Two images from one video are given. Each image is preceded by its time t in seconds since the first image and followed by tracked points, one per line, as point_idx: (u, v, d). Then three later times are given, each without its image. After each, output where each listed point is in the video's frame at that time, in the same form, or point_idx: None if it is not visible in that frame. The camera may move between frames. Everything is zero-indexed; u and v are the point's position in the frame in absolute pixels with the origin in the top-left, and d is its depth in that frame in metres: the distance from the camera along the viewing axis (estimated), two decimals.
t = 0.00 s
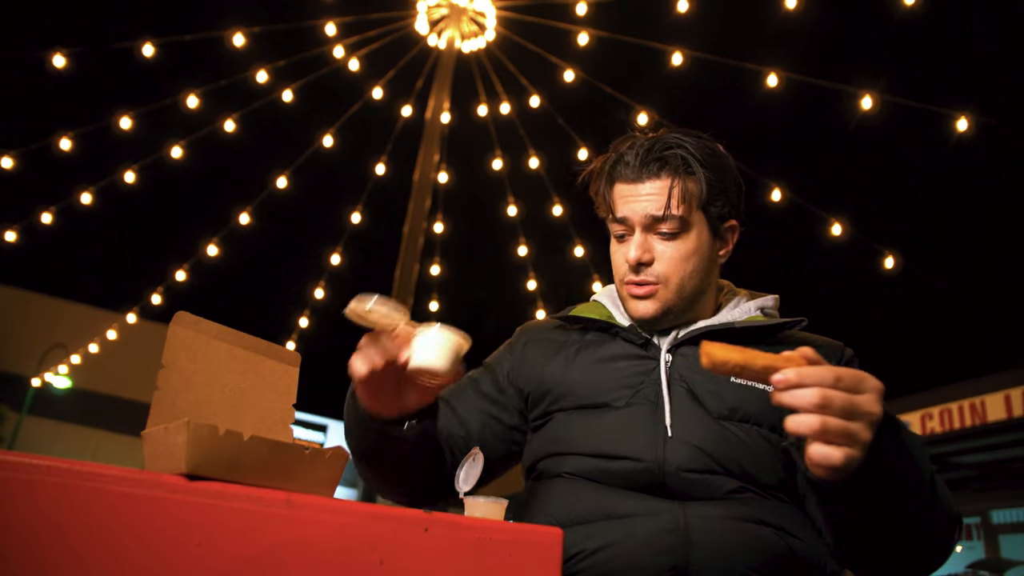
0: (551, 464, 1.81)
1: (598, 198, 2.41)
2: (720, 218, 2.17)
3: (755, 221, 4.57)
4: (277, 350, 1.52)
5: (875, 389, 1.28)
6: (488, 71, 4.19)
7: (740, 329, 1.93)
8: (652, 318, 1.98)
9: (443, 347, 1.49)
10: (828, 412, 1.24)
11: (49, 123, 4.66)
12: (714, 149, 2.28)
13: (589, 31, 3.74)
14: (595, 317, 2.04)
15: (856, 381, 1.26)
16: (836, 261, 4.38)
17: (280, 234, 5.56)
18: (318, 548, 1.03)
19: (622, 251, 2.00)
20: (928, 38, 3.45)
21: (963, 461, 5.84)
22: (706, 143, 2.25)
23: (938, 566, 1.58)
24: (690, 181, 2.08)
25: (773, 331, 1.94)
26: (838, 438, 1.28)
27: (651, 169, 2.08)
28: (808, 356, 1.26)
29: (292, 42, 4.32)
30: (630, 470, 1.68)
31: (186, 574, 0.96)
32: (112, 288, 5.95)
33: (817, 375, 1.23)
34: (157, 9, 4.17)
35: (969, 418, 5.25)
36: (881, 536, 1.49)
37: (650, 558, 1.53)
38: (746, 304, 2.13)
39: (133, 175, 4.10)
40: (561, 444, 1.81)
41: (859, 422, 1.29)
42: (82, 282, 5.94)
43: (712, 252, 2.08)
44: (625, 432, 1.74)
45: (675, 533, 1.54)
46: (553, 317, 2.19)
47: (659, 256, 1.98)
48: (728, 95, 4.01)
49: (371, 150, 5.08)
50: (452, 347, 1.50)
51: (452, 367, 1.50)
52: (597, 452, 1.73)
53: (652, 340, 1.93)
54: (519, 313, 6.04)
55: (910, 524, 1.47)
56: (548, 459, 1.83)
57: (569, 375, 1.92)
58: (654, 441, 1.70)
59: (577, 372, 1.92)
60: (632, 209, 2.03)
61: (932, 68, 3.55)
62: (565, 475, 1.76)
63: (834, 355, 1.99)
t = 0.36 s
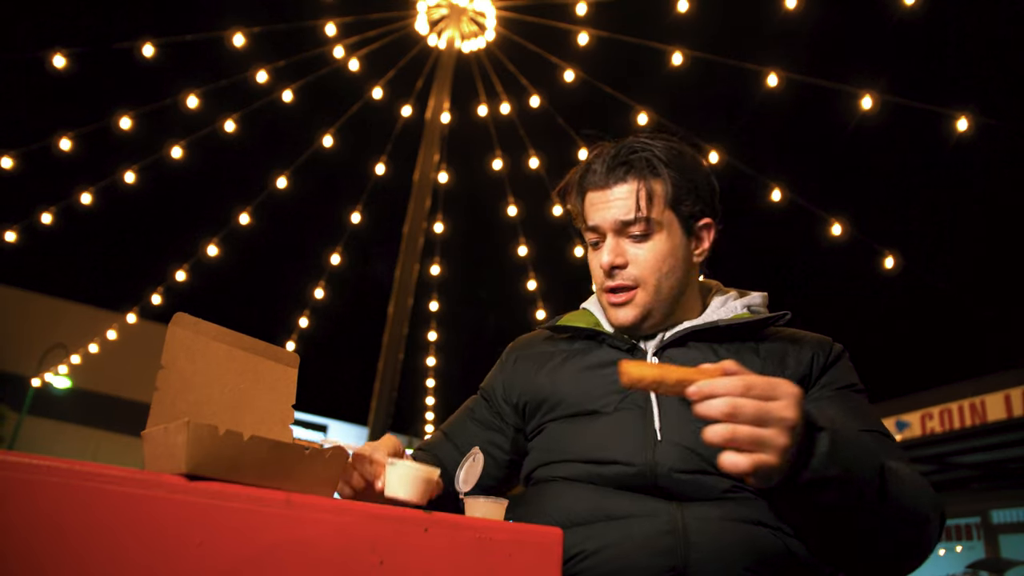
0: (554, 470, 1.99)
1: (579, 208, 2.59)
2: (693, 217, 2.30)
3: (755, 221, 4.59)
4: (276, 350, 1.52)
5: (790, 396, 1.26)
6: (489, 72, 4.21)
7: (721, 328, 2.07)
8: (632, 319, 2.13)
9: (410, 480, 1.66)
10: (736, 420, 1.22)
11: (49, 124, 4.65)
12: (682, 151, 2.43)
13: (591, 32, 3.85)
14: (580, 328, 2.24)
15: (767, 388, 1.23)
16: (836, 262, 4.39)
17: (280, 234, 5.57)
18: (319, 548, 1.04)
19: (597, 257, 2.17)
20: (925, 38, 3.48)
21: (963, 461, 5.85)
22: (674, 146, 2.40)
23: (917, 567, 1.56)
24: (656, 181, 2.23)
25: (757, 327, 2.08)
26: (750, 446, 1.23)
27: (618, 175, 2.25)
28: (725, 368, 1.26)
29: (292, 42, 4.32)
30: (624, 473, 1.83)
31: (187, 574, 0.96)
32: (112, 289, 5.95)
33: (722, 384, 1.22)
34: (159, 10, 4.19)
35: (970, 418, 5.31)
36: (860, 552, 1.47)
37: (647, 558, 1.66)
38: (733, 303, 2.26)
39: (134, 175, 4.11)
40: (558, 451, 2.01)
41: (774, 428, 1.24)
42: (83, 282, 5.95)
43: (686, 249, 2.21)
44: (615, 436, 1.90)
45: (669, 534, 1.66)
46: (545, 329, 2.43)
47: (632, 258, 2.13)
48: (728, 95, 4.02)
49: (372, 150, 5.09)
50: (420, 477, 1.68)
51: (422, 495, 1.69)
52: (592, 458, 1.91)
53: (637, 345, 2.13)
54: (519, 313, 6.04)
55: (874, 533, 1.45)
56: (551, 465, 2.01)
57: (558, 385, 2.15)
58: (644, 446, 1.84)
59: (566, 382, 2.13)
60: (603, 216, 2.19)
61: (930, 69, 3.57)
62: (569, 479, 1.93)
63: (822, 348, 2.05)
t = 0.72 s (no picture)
0: (541, 472, 2.01)
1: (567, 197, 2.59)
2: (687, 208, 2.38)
3: (755, 221, 4.58)
4: (276, 350, 1.52)
5: (738, 431, 1.06)
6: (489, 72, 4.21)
7: (701, 325, 2.06)
8: (645, 303, 2.15)
9: (412, 492, 1.58)
10: (673, 440, 1.02)
11: (49, 124, 4.65)
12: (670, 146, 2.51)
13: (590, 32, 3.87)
14: (566, 329, 2.25)
15: (717, 420, 1.03)
16: (836, 262, 4.38)
17: (280, 234, 5.56)
18: (319, 547, 1.04)
19: (612, 239, 2.16)
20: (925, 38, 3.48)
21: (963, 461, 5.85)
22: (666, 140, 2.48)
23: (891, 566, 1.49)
24: (662, 168, 2.28)
25: (738, 323, 2.07)
26: (675, 466, 1.05)
27: (626, 160, 2.26)
28: (683, 378, 1.01)
29: (292, 42, 4.32)
30: (609, 476, 1.84)
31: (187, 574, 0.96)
32: (112, 289, 5.95)
33: (674, 399, 1.00)
34: (159, 10, 4.20)
35: (970, 418, 5.31)
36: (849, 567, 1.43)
37: (640, 559, 1.66)
38: (721, 297, 2.27)
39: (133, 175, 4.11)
40: (544, 454, 2.03)
41: (708, 461, 1.04)
42: (84, 282, 5.95)
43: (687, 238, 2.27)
44: (598, 440, 1.92)
45: (661, 536, 1.66)
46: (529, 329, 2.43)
47: (647, 242, 2.14)
48: (728, 96, 4.01)
49: (372, 150, 5.09)
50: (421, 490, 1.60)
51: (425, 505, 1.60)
52: (576, 462, 1.92)
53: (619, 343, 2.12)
54: (518, 313, 6.04)
55: (839, 548, 1.35)
56: (539, 467, 2.03)
57: (540, 389, 2.16)
58: (626, 450, 1.84)
59: (548, 386, 2.14)
60: (616, 199, 2.20)
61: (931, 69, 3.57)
62: (557, 481, 1.95)
63: (806, 340, 2.04)
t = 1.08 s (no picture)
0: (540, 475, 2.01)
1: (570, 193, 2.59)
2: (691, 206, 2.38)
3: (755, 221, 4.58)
4: (275, 350, 1.52)
5: (739, 419, 1.06)
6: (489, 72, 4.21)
7: (701, 325, 2.06)
8: (648, 302, 2.14)
9: (412, 492, 1.58)
10: (671, 421, 1.02)
11: (48, 124, 4.65)
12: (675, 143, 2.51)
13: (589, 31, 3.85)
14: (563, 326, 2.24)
15: (720, 404, 1.03)
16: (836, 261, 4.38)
17: (280, 234, 5.56)
18: (319, 547, 1.04)
19: (616, 236, 2.16)
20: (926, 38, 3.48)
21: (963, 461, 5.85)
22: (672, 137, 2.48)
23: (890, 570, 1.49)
24: (667, 165, 2.28)
25: (741, 323, 2.06)
26: (673, 451, 1.05)
27: (632, 156, 2.26)
28: (686, 361, 1.03)
29: (292, 42, 4.31)
30: (607, 480, 1.83)
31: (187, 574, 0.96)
32: (112, 289, 5.94)
33: (677, 378, 1.00)
34: (159, 10, 4.20)
35: (970, 418, 5.32)
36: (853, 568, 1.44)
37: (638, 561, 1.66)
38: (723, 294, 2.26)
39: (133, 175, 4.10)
40: (543, 457, 2.03)
41: (706, 447, 1.04)
42: (84, 282, 5.95)
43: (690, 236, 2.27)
44: (596, 442, 1.91)
45: (660, 539, 1.66)
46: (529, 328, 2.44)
47: (651, 240, 2.14)
48: (728, 96, 4.01)
49: (371, 149, 5.09)
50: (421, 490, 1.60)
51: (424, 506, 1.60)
52: (575, 464, 1.92)
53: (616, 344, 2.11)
54: (519, 313, 6.03)
55: (841, 554, 1.36)
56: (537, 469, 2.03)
57: (540, 388, 2.16)
58: (625, 453, 1.84)
59: (547, 386, 2.15)
60: (621, 196, 2.20)
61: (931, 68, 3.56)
62: (555, 483, 1.95)
63: (808, 340, 2.04)
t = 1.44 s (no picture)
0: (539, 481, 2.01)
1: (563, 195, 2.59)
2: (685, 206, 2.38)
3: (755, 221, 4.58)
4: (275, 349, 1.52)
5: (747, 458, 1.06)
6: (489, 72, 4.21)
7: (700, 331, 2.07)
8: (647, 311, 2.14)
9: (412, 491, 1.59)
10: (679, 460, 1.03)
11: (48, 124, 4.65)
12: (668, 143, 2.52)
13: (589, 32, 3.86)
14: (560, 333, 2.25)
15: (726, 442, 1.03)
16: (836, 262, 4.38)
17: (280, 234, 5.56)
18: (319, 547, 1.04)
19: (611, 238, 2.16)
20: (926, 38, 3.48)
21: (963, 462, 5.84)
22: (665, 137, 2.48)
23: None
24: (661, 165, 2.28)
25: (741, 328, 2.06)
26: (680, 488, 1.05)
27: (624, 156, 2.27)
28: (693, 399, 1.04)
29: (292, 41, 4.31)
30: (607, 487, 1.83)
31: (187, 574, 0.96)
32: (112, 289, 5.94)
33: (686, 417, 1.01)
34: (160, 9, 4.20)
35: (970, 418, 5.31)
36: None
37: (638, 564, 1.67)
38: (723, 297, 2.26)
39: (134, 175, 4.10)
40: (542, 466, 2.02)
41: (714, 485, 1.04)
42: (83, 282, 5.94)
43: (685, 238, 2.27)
44: (595, 450, 1.91)
45: (661, 542, 1.67)
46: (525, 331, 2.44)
47: (646, 242, 2.14)
48: (728, 95, 4.01)
49: (371, 149, 5.09)
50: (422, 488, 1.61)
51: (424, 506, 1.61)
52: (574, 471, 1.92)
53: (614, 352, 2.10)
54: (519, 313, 6.03)
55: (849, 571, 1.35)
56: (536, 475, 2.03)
57: (539, 396, 2.15)
58: (624, 463, 1.83)
59: (545, 393, 2.14)
60: (614, 197, 2.20)
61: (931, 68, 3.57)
62: (555, 488, 1.95)
63: (809, 346, 2.04)
